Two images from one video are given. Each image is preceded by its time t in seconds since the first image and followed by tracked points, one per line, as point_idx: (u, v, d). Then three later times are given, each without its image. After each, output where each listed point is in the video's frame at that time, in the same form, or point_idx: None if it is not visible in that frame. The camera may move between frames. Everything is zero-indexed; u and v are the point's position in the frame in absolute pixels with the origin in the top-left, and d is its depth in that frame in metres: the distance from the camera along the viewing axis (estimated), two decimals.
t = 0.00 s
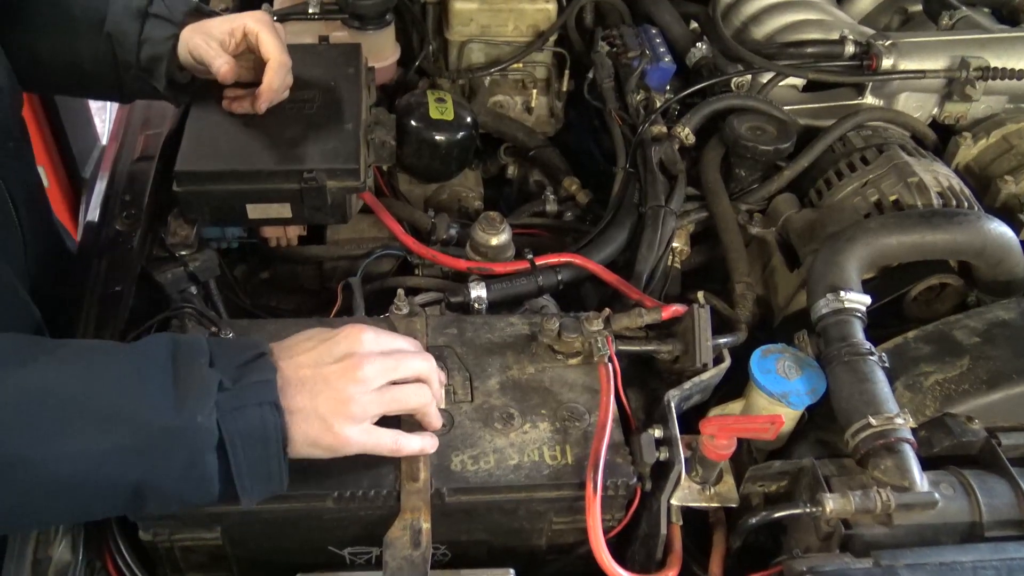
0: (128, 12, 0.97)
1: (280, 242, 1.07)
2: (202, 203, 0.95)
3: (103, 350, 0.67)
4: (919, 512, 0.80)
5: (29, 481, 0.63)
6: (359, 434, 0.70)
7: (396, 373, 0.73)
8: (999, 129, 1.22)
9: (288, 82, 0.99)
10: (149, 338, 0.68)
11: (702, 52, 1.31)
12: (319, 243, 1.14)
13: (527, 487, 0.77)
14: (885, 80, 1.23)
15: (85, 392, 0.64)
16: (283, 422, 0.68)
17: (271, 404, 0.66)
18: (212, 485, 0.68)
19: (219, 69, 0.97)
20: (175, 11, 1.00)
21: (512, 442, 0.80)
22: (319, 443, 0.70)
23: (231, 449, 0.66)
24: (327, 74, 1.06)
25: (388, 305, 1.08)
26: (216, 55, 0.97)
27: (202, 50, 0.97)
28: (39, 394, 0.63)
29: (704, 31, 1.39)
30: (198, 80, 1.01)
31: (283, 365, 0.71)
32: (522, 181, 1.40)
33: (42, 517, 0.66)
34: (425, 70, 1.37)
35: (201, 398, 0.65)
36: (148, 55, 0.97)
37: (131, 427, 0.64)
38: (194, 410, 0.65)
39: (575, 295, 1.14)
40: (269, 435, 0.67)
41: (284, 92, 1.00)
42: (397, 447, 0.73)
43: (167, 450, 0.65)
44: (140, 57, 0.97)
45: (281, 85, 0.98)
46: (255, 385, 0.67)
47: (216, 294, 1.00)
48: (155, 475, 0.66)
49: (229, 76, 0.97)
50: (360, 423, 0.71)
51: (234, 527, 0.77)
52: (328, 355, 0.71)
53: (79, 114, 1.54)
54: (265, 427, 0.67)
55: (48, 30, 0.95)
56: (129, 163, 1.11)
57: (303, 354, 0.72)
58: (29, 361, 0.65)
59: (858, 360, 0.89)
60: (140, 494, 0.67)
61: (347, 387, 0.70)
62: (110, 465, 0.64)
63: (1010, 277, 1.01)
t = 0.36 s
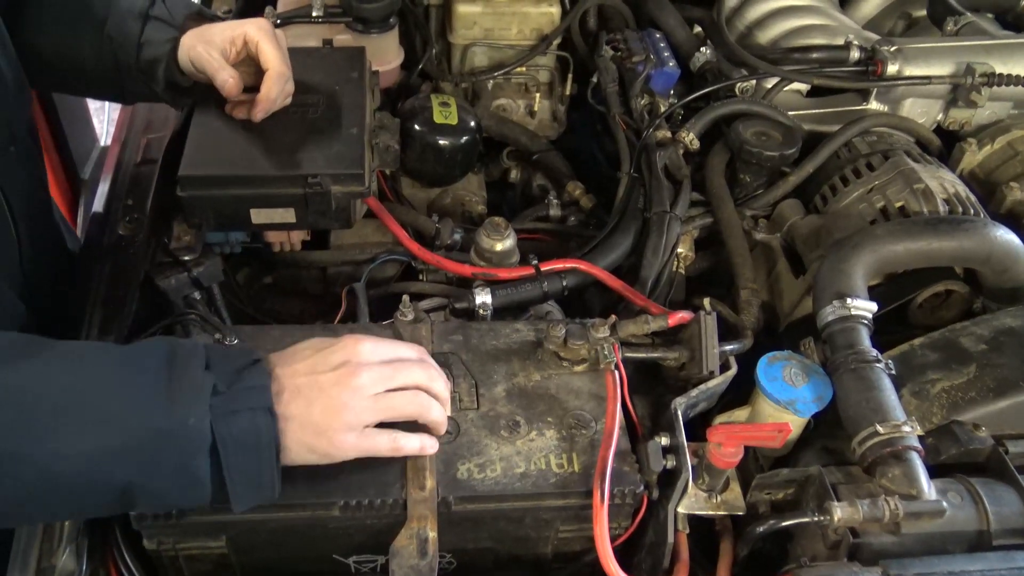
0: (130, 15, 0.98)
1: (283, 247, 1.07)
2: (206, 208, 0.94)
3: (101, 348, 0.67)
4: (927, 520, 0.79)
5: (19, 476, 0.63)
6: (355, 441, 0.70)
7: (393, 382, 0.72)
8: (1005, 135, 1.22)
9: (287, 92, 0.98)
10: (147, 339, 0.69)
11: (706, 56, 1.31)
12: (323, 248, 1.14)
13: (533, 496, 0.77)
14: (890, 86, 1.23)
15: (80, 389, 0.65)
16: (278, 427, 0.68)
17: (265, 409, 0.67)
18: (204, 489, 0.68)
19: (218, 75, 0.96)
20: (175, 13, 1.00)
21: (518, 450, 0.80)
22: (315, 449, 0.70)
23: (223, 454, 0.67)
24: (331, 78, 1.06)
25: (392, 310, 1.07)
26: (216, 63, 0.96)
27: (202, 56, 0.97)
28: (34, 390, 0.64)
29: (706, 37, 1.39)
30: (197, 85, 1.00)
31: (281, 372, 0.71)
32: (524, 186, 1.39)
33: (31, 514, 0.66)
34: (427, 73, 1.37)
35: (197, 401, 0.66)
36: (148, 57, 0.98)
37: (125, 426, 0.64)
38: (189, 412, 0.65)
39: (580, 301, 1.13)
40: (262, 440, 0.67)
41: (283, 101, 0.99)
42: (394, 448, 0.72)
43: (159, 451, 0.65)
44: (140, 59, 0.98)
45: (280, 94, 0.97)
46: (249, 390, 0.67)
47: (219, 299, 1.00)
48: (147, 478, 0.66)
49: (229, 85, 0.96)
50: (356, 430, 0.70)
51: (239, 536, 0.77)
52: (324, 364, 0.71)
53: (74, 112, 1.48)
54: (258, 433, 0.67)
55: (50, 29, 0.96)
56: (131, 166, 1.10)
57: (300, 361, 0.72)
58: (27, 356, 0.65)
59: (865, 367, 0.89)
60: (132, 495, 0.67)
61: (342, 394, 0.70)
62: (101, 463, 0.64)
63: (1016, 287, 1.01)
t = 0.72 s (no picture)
0: (125, 14, 0.97)
1: (282, 245, 1.06)
2: (205, 207, 0.93)
3: (105, 336, 0.68)
4: (933, 519, 0.78)
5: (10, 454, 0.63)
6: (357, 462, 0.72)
7: (390, 402, 0.74)
8: (1007, 132, 1.22)
9: (286, 91, 0.98)
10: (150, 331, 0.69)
11: (707, 53, 1.30)
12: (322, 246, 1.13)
13: (536, 495, 0.76)
14: (891, 82, 1.23)
15: (78, 373, 0.65)
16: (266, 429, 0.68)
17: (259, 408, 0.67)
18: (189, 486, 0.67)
19: (221, 86, 0.93)
20: (169, 13, 0.99)
21: (520, 449, 0.79)
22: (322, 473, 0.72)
23: (215, 448, 0.66)
24: (329, 76, 1.05)
25: (391, 309, 1.06)
26: (216, 71, 0.94)
27: (206, 65, 0.95)
28: (33, 372, 0.64)
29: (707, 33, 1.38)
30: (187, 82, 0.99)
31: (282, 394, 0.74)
32: (524, 184, 1.38)
33: (17, 497, 0.65)
34: (426, 71, 1.36)
35: (191, 392, 0.65)
36: (142, 56, 0.97)
37: (120, 414, 0.64)
38: (182, 403, 0.65)
39: (581, 299, 1.13)
40: (251, 440, 0.67)
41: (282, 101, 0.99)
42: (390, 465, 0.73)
43: (153, 441, 0.65)
44: (135, 58, 0.97)
45: (280, 94, 0.96)
46: (245, 387, 0.67)
47: (218, 298, 0.99)
48: (133, 470, 0.65)
49: (235, 97, 0.93)
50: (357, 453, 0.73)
51: (239, 536, 0.76)
52: (322, 390, 0.73)
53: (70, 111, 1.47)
54: (250, 432, 0.67)
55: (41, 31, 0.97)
56: (128, 165, 1.10)
57: (300, 386, 0.74)
58: (29, 337, 0.66)
59: (868, 365, 0.88)
60: (116, 489, 0.66)
61: (339, 419, 0.72)
62: (92, 449, 0.64)
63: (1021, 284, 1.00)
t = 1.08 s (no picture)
0: (118, 11, 0.97)
1: (284, 245, 1.06)
2: (206, 206, 0.93)
3: (98, 324, 0.67)
4: (935, 522, 0.78)
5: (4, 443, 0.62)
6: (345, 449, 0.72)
7: (381, 391, 0.73)
8: (1011, 132, 1.21)
9: (281, 90, 0.97)
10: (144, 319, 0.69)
11: (709, 53, 1.30)
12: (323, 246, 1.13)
13: (537, 497, 0.76)
14: (895, 83, 1.22)
15: (72, 361, 0.64)
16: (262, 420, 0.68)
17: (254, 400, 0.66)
18: (183, 474, 0.67)
19: (217, 86, 0.93)
20: (162, 8, 1.00)
21: (521, 450, 0.79)
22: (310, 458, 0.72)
23: (210, 438, 0.66)
24: (330, 74, 1.05)
25: (392, 308, 1.06)
26: (211, 71, 0.93)
27: (201, 66, 0.94)
28: (28, 358, 0.63)
29: (710, 32, 1.38)
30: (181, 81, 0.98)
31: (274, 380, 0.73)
32: (525, 184, 1.37)
33: (9, 484, 0.65)
34: (428, 69, 1.35)
35: (186, 382, 0.65)
36: (136, 53, 0.97)
37: (116, 403, 0.64)
38: (176, 392, 0.65)
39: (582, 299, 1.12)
40: (247, 431, 0.67)
41: (277, 99, 0.98)
42: (381, 454, 0.72)
43: (149, 430, 0.64)
44: (129, 54, 0.97)
45: (276, 92, 0.96)
46: (241, 377, 0.67)
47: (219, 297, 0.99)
48: (127, 458, 0.65)
49: (231, 98, 0.93)
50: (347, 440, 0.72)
51: (240, 537, 0.76)
52: (312, 376, 0.72)
53: (74, 109, 1.47)
54: (243, 423, 0.67)
55: (33, 33, 0.96)
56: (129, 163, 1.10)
57: (292, 371, 0.73)
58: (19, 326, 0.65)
59: (870, 367, 0.88)
60: (110, 477, 0.66)
61: (328, 405, 0.71)
62: (87, 437, 0.64)
63: None
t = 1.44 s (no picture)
0: (115, 11, 0.96)
1: (280, 243, 1.06)
2: (202, 204, 0.93)
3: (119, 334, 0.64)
4: (936, 517, 0.78)
5: (34, 460, 0.59)
6: (381, 403, 0.63)
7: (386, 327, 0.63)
8: (1011, 126, 1.21)
9: (281, 91, 0.97)
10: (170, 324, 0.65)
11: (707, 48, 1.29)
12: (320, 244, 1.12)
13: (536, 495, 0.76)
14: (894, 76, 1.22)
15: (91, 371, 0.61)
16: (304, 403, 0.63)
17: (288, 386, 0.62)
18: (236, 472, 0.63)
19: (221, 92, 0.93)
20: (162, 11, 0.98)
21: (520, 448, 0.79)
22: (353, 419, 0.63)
23: (249, 433, 0.62)
24: (326, 71, 1.04)
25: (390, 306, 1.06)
26: (214, 76, 0.93)
27: (202, 70, 0.93)
28: (58, 377, 0.60)
29: (708, 27, 1.37)
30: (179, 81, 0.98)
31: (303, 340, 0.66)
32: (524, 180, 1.37)
33: (68, 504, 0.63)
34: (426, 66, 1.35)
35: (218, 381, 0.61)
36: (134, 55, 0.96)
37: (144, 407, 0.60)
38: (211, 392, 0.61)
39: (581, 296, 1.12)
40: (293, 421, 0.62)
41: (278, 100, 0.98)
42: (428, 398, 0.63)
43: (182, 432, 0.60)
44: (126, 56, 0.96)
45: (277, 94, 0.96)
46: (272, 367, 0.63)
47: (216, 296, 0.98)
48: (177, 463, 0.61)
49: (236, 104, 0.93)
50: (374, 387, 0.63)
51: (237, 537, 0.76)
52: (337, 319, 0.64)
53: (71, 108, 1.46)
54: (286, 413, 0.62)
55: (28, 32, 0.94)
56: (125, 162, 1.09)
57: (319, 322, 0.65)
58: (32, 341, 0.61)
59: (870, 362, 0.88)
60: (168, 483, 0.63)
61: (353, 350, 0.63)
62: (120, 447, 0.60)
63: None
